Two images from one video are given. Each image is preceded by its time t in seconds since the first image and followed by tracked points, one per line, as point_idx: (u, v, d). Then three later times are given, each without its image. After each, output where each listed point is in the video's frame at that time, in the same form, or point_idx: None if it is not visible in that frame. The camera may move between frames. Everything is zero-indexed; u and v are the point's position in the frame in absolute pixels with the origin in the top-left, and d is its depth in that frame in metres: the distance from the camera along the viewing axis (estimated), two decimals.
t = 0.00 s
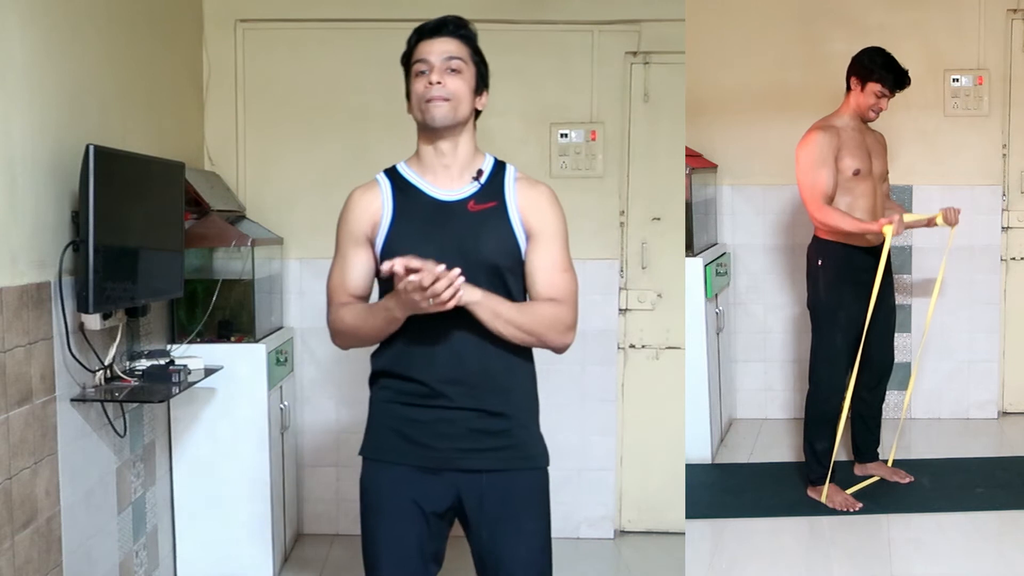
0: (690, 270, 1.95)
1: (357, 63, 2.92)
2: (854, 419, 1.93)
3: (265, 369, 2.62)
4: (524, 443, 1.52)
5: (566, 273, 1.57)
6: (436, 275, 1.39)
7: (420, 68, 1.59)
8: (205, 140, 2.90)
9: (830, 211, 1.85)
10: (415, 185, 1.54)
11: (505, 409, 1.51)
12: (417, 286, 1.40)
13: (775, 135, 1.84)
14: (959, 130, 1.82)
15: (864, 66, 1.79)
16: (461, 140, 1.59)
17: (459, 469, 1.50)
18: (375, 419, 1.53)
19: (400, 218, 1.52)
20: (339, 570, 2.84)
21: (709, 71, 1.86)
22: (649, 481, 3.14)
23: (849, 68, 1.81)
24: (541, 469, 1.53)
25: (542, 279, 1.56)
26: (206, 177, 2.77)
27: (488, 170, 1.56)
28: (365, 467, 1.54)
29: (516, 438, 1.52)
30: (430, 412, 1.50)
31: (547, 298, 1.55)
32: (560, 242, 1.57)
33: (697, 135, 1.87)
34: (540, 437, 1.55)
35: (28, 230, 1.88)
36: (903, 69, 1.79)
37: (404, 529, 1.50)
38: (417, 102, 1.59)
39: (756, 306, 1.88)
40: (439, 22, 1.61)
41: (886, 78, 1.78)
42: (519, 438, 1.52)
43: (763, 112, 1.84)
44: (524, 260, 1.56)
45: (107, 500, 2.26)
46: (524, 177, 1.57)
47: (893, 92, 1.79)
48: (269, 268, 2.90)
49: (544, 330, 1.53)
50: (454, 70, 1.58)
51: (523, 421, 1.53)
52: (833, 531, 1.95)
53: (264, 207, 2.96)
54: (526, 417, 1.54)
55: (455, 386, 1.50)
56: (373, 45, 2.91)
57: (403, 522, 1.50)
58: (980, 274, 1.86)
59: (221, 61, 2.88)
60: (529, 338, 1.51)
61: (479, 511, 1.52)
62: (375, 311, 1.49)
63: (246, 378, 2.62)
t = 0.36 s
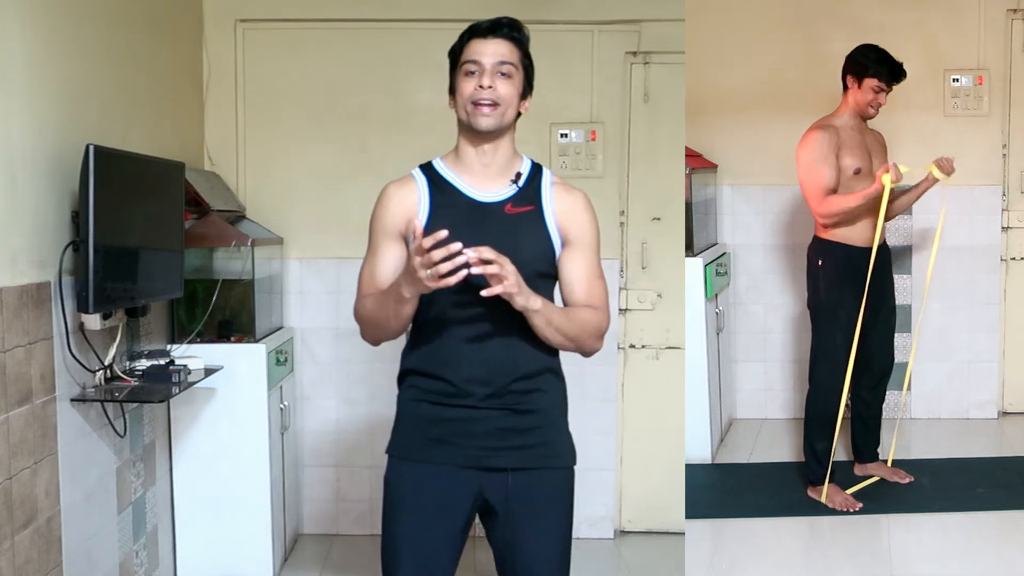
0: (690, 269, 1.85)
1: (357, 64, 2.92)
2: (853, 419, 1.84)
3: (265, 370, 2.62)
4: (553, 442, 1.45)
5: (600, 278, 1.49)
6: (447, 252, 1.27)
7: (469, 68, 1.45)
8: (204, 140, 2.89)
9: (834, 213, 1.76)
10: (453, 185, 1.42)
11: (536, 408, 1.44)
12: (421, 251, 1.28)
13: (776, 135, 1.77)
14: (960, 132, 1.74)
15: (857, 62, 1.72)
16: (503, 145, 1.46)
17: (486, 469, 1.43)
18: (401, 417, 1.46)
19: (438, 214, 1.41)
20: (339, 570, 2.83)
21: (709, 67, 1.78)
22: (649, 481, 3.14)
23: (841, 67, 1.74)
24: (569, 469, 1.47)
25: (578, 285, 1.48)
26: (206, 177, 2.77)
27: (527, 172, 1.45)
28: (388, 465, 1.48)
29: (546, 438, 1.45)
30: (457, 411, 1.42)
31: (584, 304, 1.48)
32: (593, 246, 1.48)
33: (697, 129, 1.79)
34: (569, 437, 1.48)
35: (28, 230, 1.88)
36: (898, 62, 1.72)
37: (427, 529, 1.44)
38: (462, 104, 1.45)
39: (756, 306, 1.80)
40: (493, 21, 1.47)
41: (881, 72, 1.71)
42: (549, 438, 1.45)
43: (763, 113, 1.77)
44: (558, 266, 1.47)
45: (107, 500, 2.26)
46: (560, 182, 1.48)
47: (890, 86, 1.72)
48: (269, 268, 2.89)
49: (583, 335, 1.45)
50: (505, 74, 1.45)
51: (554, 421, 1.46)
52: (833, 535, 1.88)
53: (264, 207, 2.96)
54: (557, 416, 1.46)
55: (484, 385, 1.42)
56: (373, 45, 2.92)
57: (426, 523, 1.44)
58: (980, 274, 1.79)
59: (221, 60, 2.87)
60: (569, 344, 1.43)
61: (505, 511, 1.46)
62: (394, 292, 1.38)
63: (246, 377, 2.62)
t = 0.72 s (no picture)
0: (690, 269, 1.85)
1: (357, 64, 2.92)
2: (854, 419, 1.84)
3: (265, 370, 2.62)
4: (571, 442, 1.45)
5: (620, 278, 1.49)
6: (483, 255, 1.29)
7: (491, 67, 1.43)
8: (205, 140, 2.89)
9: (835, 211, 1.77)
10: (472, 186, 1.42)
11: (553, 408, 1.44)
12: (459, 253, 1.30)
13: (776, 135, 1.77)
14: (960, 132, 1.74)
15: (852, 62, 1.72)
16: (522, 145, 1.44)
17: (502, 468, 1.43)
18: (419, 416, 1.46)
19: (457, 214, 1.41)
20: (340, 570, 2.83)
21: (710, 67, 1.78)
22: (649, 481, 3.14)
23: (839, 67, 1.74)
24: (586, 468, 1.47)
25: (598, 284, 1.47)
26: (206, 177, 2.77)
27: (547, 172, 1.44)
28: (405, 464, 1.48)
29: (564, 437, 1.45)
30: (474, 411, 1.42)
31: (605, 303, 1.47)
32: (615, 247, 1.48)
33: (697, 131, 1.80)
34: (587, 436, 1.48)
35: (28, 230, 1.88)
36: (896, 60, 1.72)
37: (443, 529, 1.43)
38: (483, 104, 1.43)
39: (756, 306, 1.80)
40: (516, 21, 1.45)
41: (877, 69, 1.71)
42: (567, 438, 1.45)
43: (764, 113, 1.77)
44: (578, 265, 1.48)
45: (107, 500, 2.26)
46: (580, 180, 1.47)
47: (887, 83, 1.72)
48: (269, 268, 2.89)
49: (602, 335, 1.45)
50: (527, 74, 1.43)
51: (572, 420, 1.46)
52: (833, 535, 1.88)
53: (264, 207, 2.96)
54: (575, 416, 1.46)
55: (501, 385, 1.42)
56: (373, 45, 2.92)
57: (442, 523, 1.43)
58: (980, 274, 1.79)
59: (221, 60, 2.87)
60: (586, 342, 1.42)
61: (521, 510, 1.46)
62: (421, 296, 1.38)
63: (246, 377, 2.62)
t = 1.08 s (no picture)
0: (690, 270, 1.84)
1: (357, 64, 2.92)
2: (854, 420, 1.84)
3: (265, 370, 2.62)
4: (572, 442, 1.45)
5: (624, 277, 1.49)
6: (482, 263, 1.29)
7: (486, 66, 1.43)
8: (205, 140, 2.89)
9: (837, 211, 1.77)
10: (472, 185, 1.42)
11: (555, 408, 1.44)
12: (460, 258, 1.30)
13: (776, 135, 1.77)
14: (960, 132, 1.73)
15: (852, 63, 1.72)
16: (523, 142, 1.45)
17: (503, 468, 1.43)
18: (420, 415, 1.46)
19: (456, 214, 1.41)
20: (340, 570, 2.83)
21: (710, 67, 1.78)
22: (649, 481, 3.14)
23: (839, 67, 1.74)
24: (586, 467, 1.47)
25: (601, 283, 1.47)
26: (206, 177, 2.77)
27: (548, 170, 1.44)
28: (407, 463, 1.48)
29: (565, 437, 1.45)
30: (475, 410, 1.42)
31: (607, 302, 1.47)
32: (618, 246, 1.48)
33: (697, 131, 1.80)
34: (587, 436, 1.48)
35: (28, 230, 1.88)
36: (895, 60, 1.72)
37: (443, 528, 1.43)
38: (481, 104, 1.43)
39: (756, 306, 1.80)
40: (508, 19, 1.44)
41: (876, 70, 1.71)
42: (568, 438, 1.45)
43: (764, 112, 1.77)
44: (581, 265, 1.48)
45: (107, 500, 2.26)
46: (583, 178, 1.46)
47: (886, 82, 1.72)
48: (269, 268, 2.88)
49: (603, 335, 1.45)
50: (523, 71, 1.42)
51: (573, 420, 1.46)
52: (832, 534, 1.88)
53: (264, 207, 2.96)
54: (576, 416, 1.46)
55: (502, 384, 1.42)
56: (373, 45, 2.92)
57: (443, 523, 1.43)
58: (980, 274, 1.78)
59: (221, 60, 2.87)
60: (585, 343, 1.42)
61: (521, 509, 1.46)
62: (421, 297, 1.39)
63: (246, 378, 2.62)
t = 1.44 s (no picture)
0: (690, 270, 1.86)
1: (356, 64, 2.92)
2: (854, 419, 1.84)
3: (265, 370, 2.62)
4: (564, 442, 1.45)
5: (610, 276, 1.49)
6: (478, 273, 1.29)
7: (472, 70, 1.43)
8: (205, 140, 2.89)
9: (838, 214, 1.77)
10: (460, 187, 1.42)
11: (546, 407, 1.43)
12: (453, 267, 1.30)
13: (776, 135, 1.76)
14: (960, 132, 1.73)
15: (852, 62, 1.72)
16: (508, 145, 1.44)
17: (495, 468, 1.43)
18: (411, 415, 1.46)
19: (444, 219, 1.40)
20: (340, 570, 2.83)
21: (709, 67, 1.78)
22: (649, 481, 3.14)
23: (838, 67, 1.74)
24: (578, 467, 1.47)
25: (589, 283, 1.48)
26: (206, 177, 2.77)
27: (534, 171, 1.44)
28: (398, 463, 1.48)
29: (556, 437, 1.45)
30: (465, 410, 1.42)
31: (594, 302, 1.48)
32: (604, 245, 1.48)
33: (697, 132, 1.79)
34: (579, 435, 1.48)
35: (28, 230, 1.88)
36: (895, 58, 1.72)
37: (435, 528, 1.43)
38: (465, 108, 1.43)
39: (756, 306, 1.80)
40: (497, 23, 1.44)
41: (875, 66, 1.71)
42: (560, 438, 1.45)
43: (764, 113, 1.77)
44: (568, 264, 1.48)
45: (107, 500, 2.26)
46: (569, 178, 1.46)
47: (886, 78, 1.72)
48: (269, 268, 2.89)
49: (591, 335, 1.45)
50: (508, 76, 1.42)
51: (564, 420, 1.46)
52: (832, 534, 1.88)
53: (264, 207, 2.96)
54: (567, 415, 1.46)
55: (493, 384, 1.41)
56: (372, 45, 2.92)
57: (436, 523, 1.43)
58: (980, 274, 1.78)
59: (221, 60, 2.87)
60: (576, 343, 1.44)
61: (514, 509, 1.46)
62: (410, 303, 1.39)
63: (246, 378, 2.62)
